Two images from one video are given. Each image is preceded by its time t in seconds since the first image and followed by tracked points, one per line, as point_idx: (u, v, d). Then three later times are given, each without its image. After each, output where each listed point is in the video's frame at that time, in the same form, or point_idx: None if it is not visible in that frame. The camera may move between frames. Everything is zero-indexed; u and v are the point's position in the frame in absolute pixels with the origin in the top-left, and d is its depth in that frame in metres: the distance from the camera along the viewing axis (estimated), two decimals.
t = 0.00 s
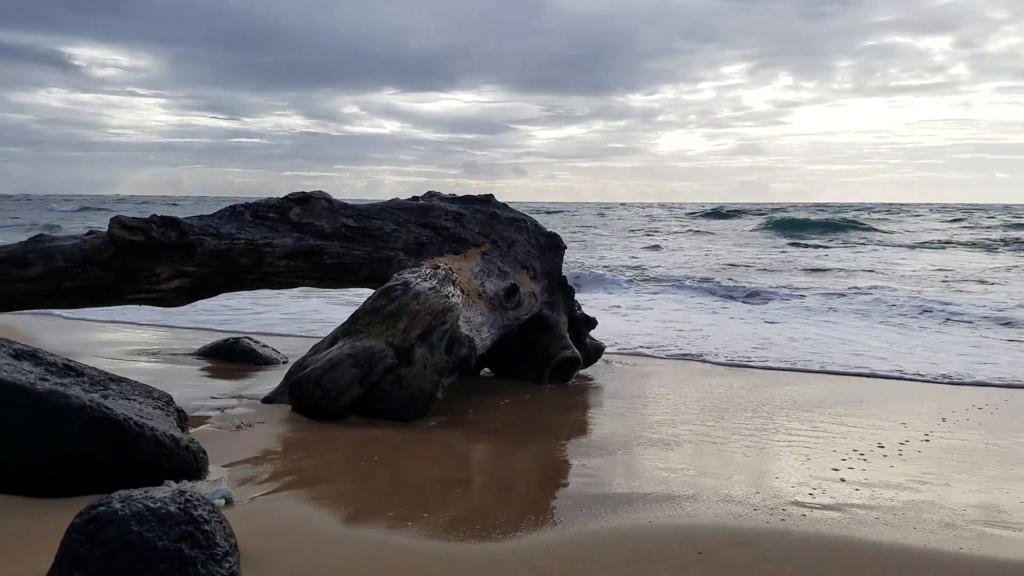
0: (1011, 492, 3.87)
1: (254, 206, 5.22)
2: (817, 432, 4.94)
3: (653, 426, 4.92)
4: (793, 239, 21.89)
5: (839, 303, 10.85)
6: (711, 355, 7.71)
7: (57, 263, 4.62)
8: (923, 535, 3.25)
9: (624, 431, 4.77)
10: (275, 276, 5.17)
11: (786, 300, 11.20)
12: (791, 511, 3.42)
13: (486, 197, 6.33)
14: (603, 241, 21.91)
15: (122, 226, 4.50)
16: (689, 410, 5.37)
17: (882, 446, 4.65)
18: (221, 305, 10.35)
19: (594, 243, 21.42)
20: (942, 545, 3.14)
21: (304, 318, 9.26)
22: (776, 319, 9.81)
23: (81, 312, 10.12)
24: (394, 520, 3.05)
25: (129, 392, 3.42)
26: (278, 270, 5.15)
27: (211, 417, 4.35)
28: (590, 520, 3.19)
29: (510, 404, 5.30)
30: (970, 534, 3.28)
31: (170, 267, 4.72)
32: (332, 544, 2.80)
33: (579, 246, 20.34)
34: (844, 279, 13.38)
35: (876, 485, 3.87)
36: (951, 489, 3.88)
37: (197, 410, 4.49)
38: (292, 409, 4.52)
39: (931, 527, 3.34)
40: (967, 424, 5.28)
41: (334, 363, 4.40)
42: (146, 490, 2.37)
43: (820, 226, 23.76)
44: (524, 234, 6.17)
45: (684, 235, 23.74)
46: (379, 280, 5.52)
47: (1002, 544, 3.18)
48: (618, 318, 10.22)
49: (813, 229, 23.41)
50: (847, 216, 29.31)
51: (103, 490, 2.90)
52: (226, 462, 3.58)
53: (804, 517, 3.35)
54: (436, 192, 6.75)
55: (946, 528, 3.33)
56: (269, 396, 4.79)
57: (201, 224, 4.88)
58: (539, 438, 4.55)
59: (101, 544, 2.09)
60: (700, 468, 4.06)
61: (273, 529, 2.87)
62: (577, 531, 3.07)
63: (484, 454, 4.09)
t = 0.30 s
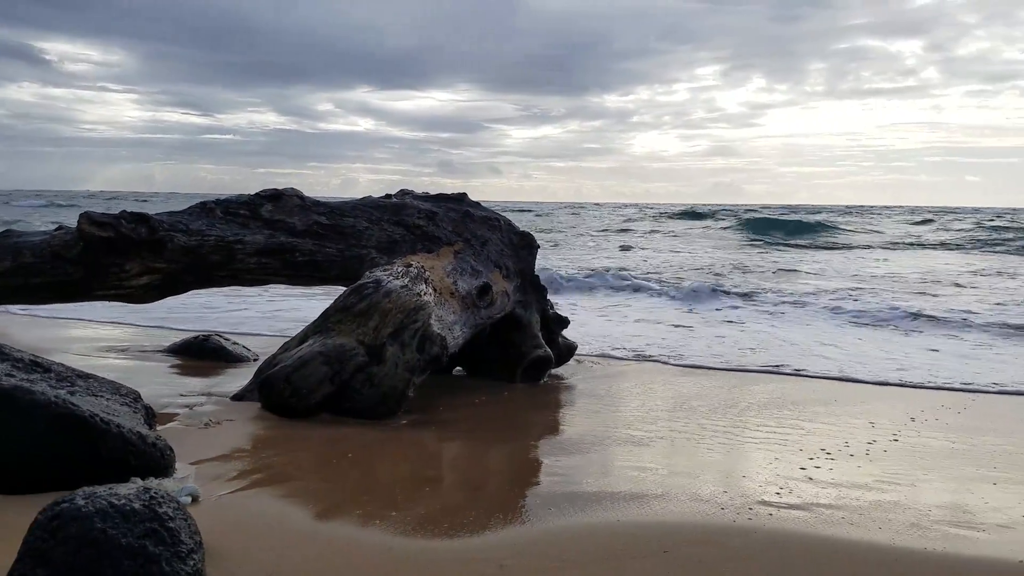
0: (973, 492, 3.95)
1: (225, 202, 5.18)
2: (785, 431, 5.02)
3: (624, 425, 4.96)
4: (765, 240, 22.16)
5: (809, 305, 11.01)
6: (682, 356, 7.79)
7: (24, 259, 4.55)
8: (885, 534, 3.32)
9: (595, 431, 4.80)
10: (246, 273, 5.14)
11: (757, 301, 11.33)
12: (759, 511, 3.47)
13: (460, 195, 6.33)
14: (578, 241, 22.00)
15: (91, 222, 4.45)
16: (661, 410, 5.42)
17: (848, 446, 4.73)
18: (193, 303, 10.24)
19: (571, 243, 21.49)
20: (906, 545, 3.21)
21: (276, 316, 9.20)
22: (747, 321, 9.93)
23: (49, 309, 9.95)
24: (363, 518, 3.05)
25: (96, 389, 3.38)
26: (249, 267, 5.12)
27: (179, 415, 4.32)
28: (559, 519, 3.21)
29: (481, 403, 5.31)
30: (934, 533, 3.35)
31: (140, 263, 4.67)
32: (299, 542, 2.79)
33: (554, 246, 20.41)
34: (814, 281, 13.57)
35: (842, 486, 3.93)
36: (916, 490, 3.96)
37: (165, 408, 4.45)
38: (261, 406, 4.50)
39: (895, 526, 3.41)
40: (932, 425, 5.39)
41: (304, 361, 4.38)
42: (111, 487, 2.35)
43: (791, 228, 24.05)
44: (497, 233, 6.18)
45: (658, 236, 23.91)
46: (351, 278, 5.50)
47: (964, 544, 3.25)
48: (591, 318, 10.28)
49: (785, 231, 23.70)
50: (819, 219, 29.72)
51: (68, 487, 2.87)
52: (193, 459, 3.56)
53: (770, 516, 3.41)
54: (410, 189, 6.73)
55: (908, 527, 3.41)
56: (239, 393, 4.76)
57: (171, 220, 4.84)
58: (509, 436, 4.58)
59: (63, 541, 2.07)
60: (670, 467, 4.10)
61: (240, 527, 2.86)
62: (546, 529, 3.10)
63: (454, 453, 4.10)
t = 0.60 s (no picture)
0: (947, 491, 4.02)
1: (202, 199, 5.14)
2: (762, 430, 5.06)
3: (603, 424, 4.98)
4: (745, 241, 22.33)
5: (787, 306, 11.11)
6: (662, 356, 7.83)
7: None
8: (859, 531, 3.36)
9: (574, 429, 4.81)
10: (223, 270, 5.10)
11: (736, 302, 11.42)
12: (735, 508, 3.50)
13: (439, 193, 6.32)
14: (559, 241, 22.04)
15: (66, 218, 4.40)
16: (640, 409, 5.44)
17: (825, 445, 4.78)
18: (170, 300, 10.14)
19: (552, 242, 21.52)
20: (880, 542, 3.25)
21: (255, 315, 9.14)
22: (725, 321, 10.00)
23: (21, 306, 9.80)
24: (339, 517, 3.04)
25: (69, 387, 3.35)
26: (226, 265, 5.08)
27: (154, 413, 4.29)
28: (536, 516, 3.23)
29: (460, 402, 5.31)
30: (908, 531, 3.40)
31: (115, 260, 4.62)
32: (274, 541, 2.78)
33: (536, 245, 20.44)
34: (792, 282, 13.70)
35: (818, 484, 3.98)
36: (891, 488, 4.01)
37: (140, 406, 4.41)
38: (238, 404, 4.48)
39: (869, 524, 3.46)
40: (906, 423, 5.46)
41: (281, 359, 4.36)
42: (82, 485, 2.33)
43: (770, 229, 24.26)
44: (477, 231, 6.18)
45: (639, 236, 24.01)
46: (330, 276, 5.48)
47: (937, 542, 3.30)
48: (572, 318, 10.31)
49: (764, 232, 23.89)
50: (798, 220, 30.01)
51: (39, 485, 2.84)
52: (168, 458, 3.53)
53: (746, 514, 3.44)
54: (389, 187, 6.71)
55: (882, 525, 3.45)
56: (215, 392, 4.73)
57: (147, 217, 4.79)
58: (488, 435, 4.58)
59: (33, 539, 2.05)
60: (648, 466, 4.12)
61: (215, 526, 2.84)
62: (523, 527, 3.10)
63: (432, 451, 4.10)
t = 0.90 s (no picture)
0: (925, 489, 4.07)
1: (183, 198, 5.11)
2: (744, 429, 5.10)
3: (587, 424, 4.99)
4: (728, 241, 22.47)
5: (770, 306, 11.19)
6: (645, 355, 7.87)
7: None
8: (839, 528, 3.40)
9: (558, 429, 4.82)
10: (205, 270, 5.07)
11: (719, 302, 11.49)
12: (717, 507, 3.53)
13: (423, 193, 6.32)
14: (544, 241, 22.07)
15: (47, 218, 4.36)
16: (623, 408, 5.47)
17: (806, 444, 4.82)
18: (151, 301, 10.05)
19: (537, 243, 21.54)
20: (860, 539, 3.29)
21: (238, 315, 9.09)
22: (708, 321, 10.06)
23: None
24: (321, 518, 3.04)
25: (49, 388, 3.32)
26: (208, 265, 5.06)
27: (135, 414, 4.27)
28: (520, 516, 3.24)
29: (444, 402, 5.32)
30: (887, 528, 3.44)
31: (96, 260, 4.59)
32: (256, 542, 2.78)
33: (520, 246, 20.47)
34: (775, 283, 13.80)
35: (799, 482, 4.02)
36: (871, 486, 4.06)
37: (120, 408, 4.38)
38: (219, 405, 4.46)
39: (848, 521, 3.50)
40: (885, 422, 5.53)
41: (263, 359, 4.35)
42: (62, 486, 2.32)
43: (753, 230, 24.43)
44: (461, 231, 6.18)
45: (624, 236, 24.09)
46: (313, 276, 5.47)
47: (915, 538, 3.35)
48: (556, 318, 10.33)
49: (747, 233, 24.04)
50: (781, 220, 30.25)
51: (18, 487, 2.82)
52: (149, 459, 3.51)
53: (727, 511, 3.47)
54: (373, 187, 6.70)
55: (861, 522, 3.49)
56: (196, 393, 4.71)
57: (128, 216, 4.76)
58: (470, 435, 4.59)
59: (12, 542, 2.04)
60: (631, 464, 4.15)
61: (197, 527, 2.83)
62: (506, 526, 3.12)
63: (415, 452, 4.10)
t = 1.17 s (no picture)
0: (890, 488, 4.11)
1: (151, 199, 5.03)
2: (716, 431, 5.13)
3: (560, 426, 4.98)
4: (703, 245, 22.65)
5: (743, 309, 11.28)
6: (618, 358, 7.89)
7: None
8: (808, 527, 3.42)
9: (531, 432, 4.82)
10: (174, 272, 5.00)
11: (692, 306, 11.56)
12: (687, 507, 3.53)
13: (397, 195, 6.28)
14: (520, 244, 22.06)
15: (11, 219, 4.25)
16: (597, 410, 5.47)
17: (776, 445, 4.86)
18: (119, 304, 9.89)
19: (513, 246, 21.55)
20: (828, 538, 3.31)
21: (208, 318, 8.96)
22: (681, 324, 10.12)
23: None
24: (289, 522, 3.00)
25: (10, 392, 3.24)
26: (176, 267, 4.98)
27: (100, 419, 4.18)
28: (492, 519, 3.21)
29: (417, 405, 5.29)
30: (856, 527, 3.47)
31: (62, 262, 4.48)
32: (222, 546, 2.74)
33: (496, 249, 20.44)
34: (747, 286, 13.92)
35: (767, 483, 4.04)
36: (837, 486, 4.10)
37: (86, 412, 4.29)
38: (187, 409, 4.40)
39: (818, 521, 3.52)
40: (854, 423, 5.59)
41: (232, 363, 4.30)
42: (20, 492, 2.26)
43: (727, 233, 24.64)
44: (436, 234, 6.15)
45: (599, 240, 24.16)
46: (284, 278, 5.41)
47: (884, 537, 3.38)
48: (530, 321, 10.33)
49: (721, 237, 24.24)
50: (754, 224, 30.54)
51: None
52: (114, 464, 3.44)
53: (697, 512, 3.48)
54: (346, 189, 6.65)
55: (830, 522, 3.52)
56: (164, 397, 4.63)
57: (94, 218, 4.67)
58: (443, 438, 4.57)
59: None
60: (604, 466, 4.15)
61: (161, 532, 2.78)
62: (477, 528, 3.10)
63: (387, 455, 4.07)
